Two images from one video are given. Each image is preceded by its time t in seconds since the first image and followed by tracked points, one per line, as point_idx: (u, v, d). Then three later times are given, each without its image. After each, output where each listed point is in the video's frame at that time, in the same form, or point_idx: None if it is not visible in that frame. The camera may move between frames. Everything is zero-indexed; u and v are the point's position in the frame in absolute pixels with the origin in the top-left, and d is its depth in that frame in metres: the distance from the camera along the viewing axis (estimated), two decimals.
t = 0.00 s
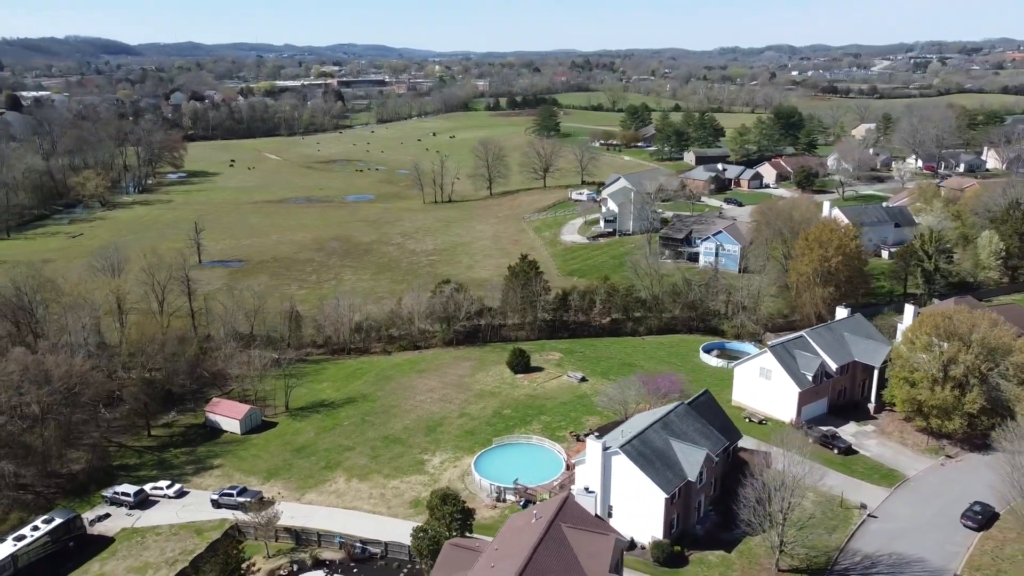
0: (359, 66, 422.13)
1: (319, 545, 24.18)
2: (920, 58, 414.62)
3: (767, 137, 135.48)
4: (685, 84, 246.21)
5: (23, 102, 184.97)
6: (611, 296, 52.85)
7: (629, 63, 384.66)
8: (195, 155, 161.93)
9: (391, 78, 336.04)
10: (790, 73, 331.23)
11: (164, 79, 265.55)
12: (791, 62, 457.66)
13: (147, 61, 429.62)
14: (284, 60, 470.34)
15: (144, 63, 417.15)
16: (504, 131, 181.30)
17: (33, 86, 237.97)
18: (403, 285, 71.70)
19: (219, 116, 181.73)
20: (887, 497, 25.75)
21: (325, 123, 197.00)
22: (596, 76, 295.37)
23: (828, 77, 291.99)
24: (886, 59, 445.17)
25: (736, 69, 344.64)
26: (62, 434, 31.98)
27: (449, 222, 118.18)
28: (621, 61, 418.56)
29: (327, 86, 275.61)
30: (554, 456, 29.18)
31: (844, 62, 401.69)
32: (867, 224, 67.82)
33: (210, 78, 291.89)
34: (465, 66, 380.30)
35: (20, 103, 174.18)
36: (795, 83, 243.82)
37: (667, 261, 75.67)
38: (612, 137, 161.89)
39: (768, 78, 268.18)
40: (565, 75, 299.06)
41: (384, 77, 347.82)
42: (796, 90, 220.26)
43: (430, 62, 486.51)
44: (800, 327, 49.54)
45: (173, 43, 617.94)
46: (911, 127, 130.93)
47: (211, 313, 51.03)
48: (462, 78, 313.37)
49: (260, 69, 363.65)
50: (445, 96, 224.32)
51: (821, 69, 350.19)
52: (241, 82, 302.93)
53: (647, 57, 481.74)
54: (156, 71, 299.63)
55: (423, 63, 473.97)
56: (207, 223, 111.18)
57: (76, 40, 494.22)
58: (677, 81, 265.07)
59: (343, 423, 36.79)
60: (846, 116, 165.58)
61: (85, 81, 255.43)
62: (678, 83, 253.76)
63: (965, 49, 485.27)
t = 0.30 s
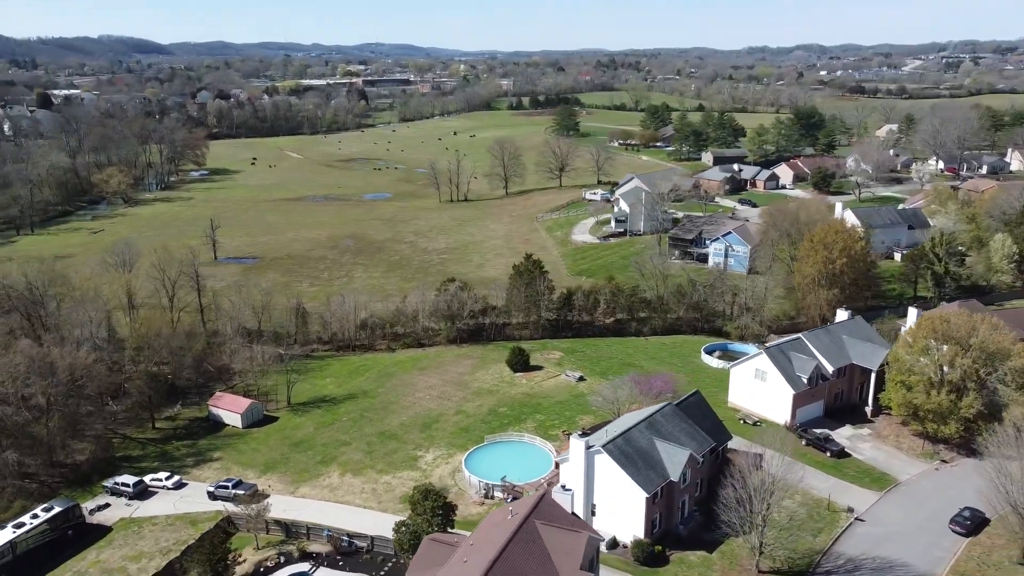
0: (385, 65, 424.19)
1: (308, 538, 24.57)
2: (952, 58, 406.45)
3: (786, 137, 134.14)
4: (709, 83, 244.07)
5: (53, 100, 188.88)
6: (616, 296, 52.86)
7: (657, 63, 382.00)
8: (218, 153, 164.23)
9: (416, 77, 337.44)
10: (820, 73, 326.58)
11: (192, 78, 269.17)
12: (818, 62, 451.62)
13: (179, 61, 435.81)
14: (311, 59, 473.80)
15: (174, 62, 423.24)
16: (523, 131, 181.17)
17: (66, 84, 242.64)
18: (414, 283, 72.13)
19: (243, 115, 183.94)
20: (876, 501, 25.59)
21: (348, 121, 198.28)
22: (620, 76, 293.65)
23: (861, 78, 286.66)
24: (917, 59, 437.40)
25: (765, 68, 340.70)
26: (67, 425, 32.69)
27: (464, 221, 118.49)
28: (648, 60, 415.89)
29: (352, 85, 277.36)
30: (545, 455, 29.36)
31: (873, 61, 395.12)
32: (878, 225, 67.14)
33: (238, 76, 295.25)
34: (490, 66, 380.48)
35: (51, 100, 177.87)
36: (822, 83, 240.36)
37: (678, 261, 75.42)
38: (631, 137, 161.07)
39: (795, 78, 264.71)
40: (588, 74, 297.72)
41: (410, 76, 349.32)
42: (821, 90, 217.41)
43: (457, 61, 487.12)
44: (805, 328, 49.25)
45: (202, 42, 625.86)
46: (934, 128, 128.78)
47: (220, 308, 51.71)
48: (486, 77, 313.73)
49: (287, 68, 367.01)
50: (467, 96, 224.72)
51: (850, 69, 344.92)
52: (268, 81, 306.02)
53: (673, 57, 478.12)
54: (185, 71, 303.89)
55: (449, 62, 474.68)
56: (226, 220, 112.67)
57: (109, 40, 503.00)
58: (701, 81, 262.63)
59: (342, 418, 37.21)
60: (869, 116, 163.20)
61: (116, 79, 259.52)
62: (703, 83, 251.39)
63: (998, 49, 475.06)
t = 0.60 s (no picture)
0: (414, 65, 426.21)
1: (296, 531, 24.97)
2: (988, 58, 397.18)
3: (807, 139, 132.45)
4: (737, 83, 241.60)
5: (86, 99, 193.00)
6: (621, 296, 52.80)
7: (687, 62, 378.90)
8: (242, 151, 166.48)
9: (445, 77, 338.52)
10: (853, 73, 320.96)
11: (223, 77, 272.89)
12: (849, 62, 444.69)
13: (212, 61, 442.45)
14: (341, 58, 477.50)
15: (206, 62, 429.06)
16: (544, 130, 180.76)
17: (100, 83, 247.49)
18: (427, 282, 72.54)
19: (269, 114, 186.27)
20: (865, 506, 25.35)
21: (372, 120, 199.61)
22: (648, 76, 291.64)
23: (894, 78, 281.55)
24: (953, 60, 428.18)
25: (816, 69, 333.48)
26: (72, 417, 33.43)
27: (480, 221, 118.76)
28: (677, 60, 412.86)
29: (379, 84, 279.35)
30: (537, 456, 29.50)
31: (907, 61, 387.60)
32: (891, 228, 66.11)
33: (267, 76, 298.94)
34: (518, 65, 380.26)
35: (83, 98, 181.74)
36: (852, 83, 236.47)
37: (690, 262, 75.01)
38: (652, 137, 160.27)
39: (825, 78, 260.67)
40: (615, 74, 296.07)
41: (437, 76, 350.74)
42: (851, 90, 213.96)
43: (485, 61, 487.63)
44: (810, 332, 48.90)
45: (234, 41, 634.01)
46: (960, 130, 126.17)
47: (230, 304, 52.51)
48: (513, 77, 313.82)
49: (317, 67, 370.39)
50: (492, 95, 224.95)
51: (883, 69, 338.80)
52: (298, 81, 309.33)
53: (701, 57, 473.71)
54: (218, 70, 308.01)
55: (478, 62, 476.17)
56: (246, 218, 114.24)
57: (144, 40, 512.12)
58: (728, 81, 259.83)
59: (341, 414, 37.71)
60: (896, 117, 160.31)
61: (148, 78, 263.57)
62: (731, 83, 248.82)
63: None
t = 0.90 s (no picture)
0: (449, 64, 427.81)
1: (294, 524, 25.43)
2: None
3: (837, 140, 130.07)
4: (771, 83, 237.76)
5: (125, 97, 197.68)
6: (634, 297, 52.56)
7: (724, 62, 374.32)
8: (272, 149, 169.11)
9: (478, 76, 339.17)
10: (896, 73, 313.60)
11: (260, 76, 277.23)
12: (889, 61, 434.89)
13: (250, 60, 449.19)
14: (376, 58, 481.40)
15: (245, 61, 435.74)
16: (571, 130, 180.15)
17: (141, 82, 253.34)
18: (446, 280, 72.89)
19: (301, 113, 188.68)
20: (863, 512, 25.05)
21: (403, 119, 200.99)
22: (682, 76, 288.38)
23: (936, 78, 274.40)
24: (998, 59, 415.89)
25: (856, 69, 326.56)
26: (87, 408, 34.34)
27: (503, 220, 118.94)
28: (714, 59, 408.03)
29: (412, 83, 281.01)
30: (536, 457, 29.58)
31: (950, 61, 377.45)
32: (914, 231, 64.78)
33: (304, 75, 302.85)
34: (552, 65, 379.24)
35: (122, 96, 186.02)
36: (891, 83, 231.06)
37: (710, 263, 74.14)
38: (680, 137, 158.98)
39: (862, 78, 255.12)
40: (649, 74, 293.78)
41: (472, 75, 351.73)
42: (889, 90, 209.18)
43: (518, 60, 487.67)
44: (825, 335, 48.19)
45: (272, 40, 643.54)
46: (997, 131, 122.71)
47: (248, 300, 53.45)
48: (548, 76, 313.27)
49: (353, 66, 373.85)
50: (522, 95, 224.81)
51: (927, 69, 330.48)
52: (334, 80, 312.51)
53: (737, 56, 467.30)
54: (256, 69, 312.94)
55: (512, 61, 476.45)
56: (273, 215, 115.97)
57: (185, 38, 521.99)
58: (763, 80, 255.90)
59: (349, 410, 38.18)
60: (933, 117, 156.40)
61: (188, 77, 268.88)
62: (767, 83, 245.17)
63: None
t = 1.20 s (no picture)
0: (487, 63, 429.17)
1: (295, 517, 25.92)
2: None
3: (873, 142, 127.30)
4: (811, 83, 233.44)
5: (167, 96, 202.53)
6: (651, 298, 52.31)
7: (768, 62, 369.20)
8: (305, 147, 171.71)
9: (516, 76, 339.49)
10: (944, 73, 305.12)
11: (300, 75, 281.47)
12: (936, 61, 423.34)
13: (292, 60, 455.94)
14: (415, 57, 484.88)
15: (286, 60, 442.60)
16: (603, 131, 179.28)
17: (186, 81, 259.31)
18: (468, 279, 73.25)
19: (337, 112, 190.97)
20: (863, 520, 24.70)
21: (437, 118, 202.20)
22: (721, 76, 284.54)
23: (986, 78, 266.23)
24: None
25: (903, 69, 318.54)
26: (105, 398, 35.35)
27: (530, 220, 118.98)
28: (756, 59, 402.19)
29: (449, 82, 282.27)
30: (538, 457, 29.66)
31: (1001, 61, 365.72)
32: (943, 235, 63.12)
33: (343, 74, 306.76)
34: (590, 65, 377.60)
35: (163, 95, 190.46)
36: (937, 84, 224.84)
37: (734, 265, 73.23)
38: (712, 138, 157.30)
39: (907, 79, 248.76)
40: (687, 74, 290.81)
41: (509, 75, 352.03)
42: (933, 91, 203.64)
43: (556, 60, 486.87)
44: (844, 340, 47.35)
45: (313, 40, 653.03)
46: None
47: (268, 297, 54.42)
48: (584, 76, 312.03)
49: (393, 65, 377.10)
50: (556, 95, 224.20)
51: (977, 69, 320.70)
52: (372, 79, 315.77)
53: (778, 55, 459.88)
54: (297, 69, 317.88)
55: (550, 61, 476.09)
56: (302, 213, 117.70)
57: (229, 38, 532.15)
58: (803, 80, 251.39)
59: (360, 406, 38.70)
60: (976, 119, 151.86)
61: (230, 77, 274.20)
62: (807, 83, 240.53)
63: None
